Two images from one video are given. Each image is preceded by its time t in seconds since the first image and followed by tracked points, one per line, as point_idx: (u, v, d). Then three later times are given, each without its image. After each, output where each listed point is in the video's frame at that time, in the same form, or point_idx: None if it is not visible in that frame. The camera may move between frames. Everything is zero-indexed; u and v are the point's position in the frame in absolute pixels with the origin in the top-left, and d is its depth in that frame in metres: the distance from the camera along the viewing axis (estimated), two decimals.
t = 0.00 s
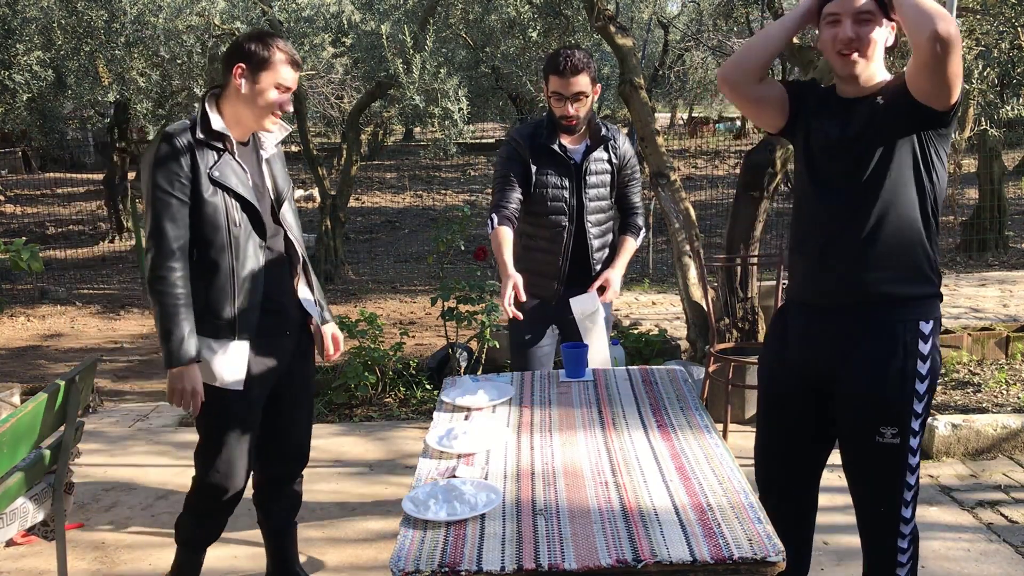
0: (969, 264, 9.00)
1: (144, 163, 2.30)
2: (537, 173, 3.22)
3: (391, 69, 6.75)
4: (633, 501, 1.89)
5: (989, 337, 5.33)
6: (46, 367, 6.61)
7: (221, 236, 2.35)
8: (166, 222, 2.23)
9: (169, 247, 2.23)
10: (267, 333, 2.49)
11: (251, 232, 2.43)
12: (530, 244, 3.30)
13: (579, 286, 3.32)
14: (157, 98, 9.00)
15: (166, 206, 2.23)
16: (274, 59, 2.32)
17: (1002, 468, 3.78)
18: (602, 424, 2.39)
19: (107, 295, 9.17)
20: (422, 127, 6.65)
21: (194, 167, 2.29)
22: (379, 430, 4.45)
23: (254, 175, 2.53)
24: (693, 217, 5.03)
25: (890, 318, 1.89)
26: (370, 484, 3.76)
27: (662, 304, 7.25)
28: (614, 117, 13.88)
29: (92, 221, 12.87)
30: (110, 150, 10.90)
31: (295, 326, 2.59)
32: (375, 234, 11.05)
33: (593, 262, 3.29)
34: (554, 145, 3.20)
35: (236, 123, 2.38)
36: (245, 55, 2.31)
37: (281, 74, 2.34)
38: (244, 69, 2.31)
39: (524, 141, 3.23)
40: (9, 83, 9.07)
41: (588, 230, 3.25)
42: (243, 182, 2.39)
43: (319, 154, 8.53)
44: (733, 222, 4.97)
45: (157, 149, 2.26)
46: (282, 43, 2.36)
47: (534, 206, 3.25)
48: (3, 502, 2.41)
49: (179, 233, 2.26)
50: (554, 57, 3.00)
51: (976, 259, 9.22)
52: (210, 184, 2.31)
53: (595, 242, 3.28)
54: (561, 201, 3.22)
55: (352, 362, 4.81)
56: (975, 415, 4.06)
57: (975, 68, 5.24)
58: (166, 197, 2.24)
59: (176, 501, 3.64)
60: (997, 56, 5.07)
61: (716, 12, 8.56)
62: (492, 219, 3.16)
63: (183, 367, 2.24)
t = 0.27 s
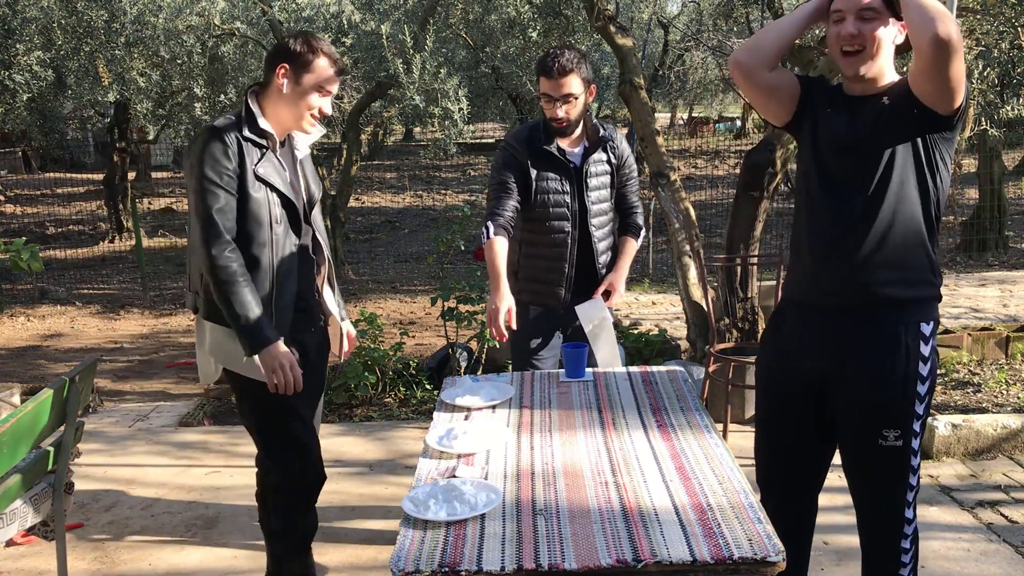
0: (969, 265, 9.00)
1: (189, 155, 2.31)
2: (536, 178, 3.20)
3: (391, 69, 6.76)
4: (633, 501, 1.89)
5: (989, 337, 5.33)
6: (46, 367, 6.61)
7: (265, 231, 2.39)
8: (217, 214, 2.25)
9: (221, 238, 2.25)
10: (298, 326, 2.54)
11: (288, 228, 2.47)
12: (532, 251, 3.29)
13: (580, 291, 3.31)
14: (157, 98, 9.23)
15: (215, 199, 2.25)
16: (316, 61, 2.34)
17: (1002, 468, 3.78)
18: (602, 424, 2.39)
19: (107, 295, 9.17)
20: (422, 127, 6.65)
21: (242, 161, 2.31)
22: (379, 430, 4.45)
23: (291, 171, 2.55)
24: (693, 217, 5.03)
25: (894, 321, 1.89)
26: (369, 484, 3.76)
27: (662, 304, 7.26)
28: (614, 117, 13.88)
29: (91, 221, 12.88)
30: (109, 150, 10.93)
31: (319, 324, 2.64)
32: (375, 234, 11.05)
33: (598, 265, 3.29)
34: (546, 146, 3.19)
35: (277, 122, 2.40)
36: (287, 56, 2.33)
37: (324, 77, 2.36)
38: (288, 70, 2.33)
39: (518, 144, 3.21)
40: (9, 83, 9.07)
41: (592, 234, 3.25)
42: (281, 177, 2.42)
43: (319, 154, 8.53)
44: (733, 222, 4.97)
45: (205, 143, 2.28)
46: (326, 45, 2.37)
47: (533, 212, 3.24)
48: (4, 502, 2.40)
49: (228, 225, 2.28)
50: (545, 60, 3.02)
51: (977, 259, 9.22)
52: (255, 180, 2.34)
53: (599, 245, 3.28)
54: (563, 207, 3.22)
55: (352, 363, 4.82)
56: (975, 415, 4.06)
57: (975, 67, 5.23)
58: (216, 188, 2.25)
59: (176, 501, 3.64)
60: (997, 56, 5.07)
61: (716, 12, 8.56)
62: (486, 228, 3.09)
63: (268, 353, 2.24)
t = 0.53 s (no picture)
0: (969, 264, 9.00)
1: (248, 159, 2.28)
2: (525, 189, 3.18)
3: (391, 69, 6.76)
4: (633, 502, 1.89)
5: (989, 337, 5.33)
6: (46, 367, 6.61)
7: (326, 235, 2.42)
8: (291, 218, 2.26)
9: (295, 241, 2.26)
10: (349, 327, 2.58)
11: (339, 231, 2.51)
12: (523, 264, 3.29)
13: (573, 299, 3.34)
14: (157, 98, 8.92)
15: (290, 203, 2.25)
16: (357, 71, 2.36)
17: (1002, 468, 3.78)
18: (602, 424, 2.39)
19: (107, 295, 9.18)
20: (423, 127, 6.65)
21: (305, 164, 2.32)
22: (379, 430, 4.45)
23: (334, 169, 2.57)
24: (693, 217, 5.03)
25: (851, 320, 1.89)
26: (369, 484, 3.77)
27: (662, 304, 7.26)
28: (614, 117, 13.89)
29: (91, 221, 12.89)
30: (109, 149, 10.95)
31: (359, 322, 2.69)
32: (375, 234, 11.05)
33: (591, 272, 3.32)
34: (532, 159, 3.14)
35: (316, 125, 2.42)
36: (330, 64, 2.34)
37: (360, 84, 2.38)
38: (327, 76, 2.35)
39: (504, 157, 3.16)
40: (9, 82, 9.05)
41: (584, 243, 3.27)
42: (333, 180, 2.46)
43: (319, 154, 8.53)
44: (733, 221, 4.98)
45: (267, 147, 2.26)
46: (367, 55, 2.40)
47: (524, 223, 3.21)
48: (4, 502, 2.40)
49: (300, 228, 2.30)
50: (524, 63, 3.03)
51: (976, 258, 9.22)
52: (315, 183, 2.37)
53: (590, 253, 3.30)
54: (554, 219, 3.22)
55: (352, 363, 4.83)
56: (975, 414, 4.06)
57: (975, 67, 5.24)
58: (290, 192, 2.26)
59: (175, 501, 3.64)
60: (997, 56, 5.07)
61: (716, 12, 8.57)
62: (479, 249, 3.04)
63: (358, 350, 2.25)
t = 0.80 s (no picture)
0: (969, 264, 9.00)
1: (311, 167, 2.28)
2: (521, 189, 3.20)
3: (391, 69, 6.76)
4: (633, 501, 1.89)
5: (989, 337, 5.33)
6: (46, 367, 6.61)
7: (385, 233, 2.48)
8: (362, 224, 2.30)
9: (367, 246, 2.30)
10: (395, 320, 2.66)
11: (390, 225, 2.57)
12: (519, 265, 3.30)
13: (571, 302, 3.33)
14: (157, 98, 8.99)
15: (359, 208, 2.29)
16: (399, 74, 2.42)
17: (1002, 468, 3.78)
18: (602, 424, 2.39)
19: (107, 295, 9.18)
20: (423, 127, 6.65)
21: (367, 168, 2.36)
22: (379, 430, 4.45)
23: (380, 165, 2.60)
24: (693, 217, 5.02)
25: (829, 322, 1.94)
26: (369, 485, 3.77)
27: (662, 304, 7.26)
28: (614, 117, 13.89)
29: (91, 221, 12.90)
30: (109, 149, 10.95)
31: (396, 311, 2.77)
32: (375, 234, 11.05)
33: (585, 276, 3.30)
34: (526, 159, 3.14)
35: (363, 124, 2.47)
36: (374, 67, 2.40)
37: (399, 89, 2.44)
38: (371, 79, 2.41)
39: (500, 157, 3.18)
40: (9, 82, 9.05)
41: (578, 244, 3.26)
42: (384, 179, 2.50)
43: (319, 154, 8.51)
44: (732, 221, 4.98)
45: (332, 154, 2.26)
46: (409, 60, 2.46)
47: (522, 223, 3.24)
48: (4, 501, 2.40)
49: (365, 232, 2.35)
50: (519, 59, 3.01)
51: (976, 258, 9.22)
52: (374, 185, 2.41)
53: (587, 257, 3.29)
54: (547, 221, 3.22)
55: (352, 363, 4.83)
56: (975, 415, 4.06)
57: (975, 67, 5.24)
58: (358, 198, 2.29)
59: (175, 501, 3.64)
60: (997, 56, 5.06)
61: (717, 12, 8.58)
62: (474, 253, 3.04)
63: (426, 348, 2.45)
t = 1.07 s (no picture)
0: (969, 265, 9.00)
1: (348, 165, 2.34)
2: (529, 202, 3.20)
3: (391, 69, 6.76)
4: (633, 501, 1.89)
5: (989, 337, 5.33)
6: (46, 367, 6.61)
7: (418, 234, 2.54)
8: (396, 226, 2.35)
9: (400, 246, 2.36)
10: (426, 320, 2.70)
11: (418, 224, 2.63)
12: (529, 273, 3.32)
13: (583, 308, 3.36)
14: (158, 98, 8.92)
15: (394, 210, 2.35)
16: (437, 84, 2.41)
17: (1002, 468, 3.78)
18: (602, 424, 2.39)
19: (107, 295, 9.18)
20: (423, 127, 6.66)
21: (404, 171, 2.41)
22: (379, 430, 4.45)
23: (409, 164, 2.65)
24: (693, 217, 5.02)
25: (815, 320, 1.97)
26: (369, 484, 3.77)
27: (662, 304, 7.26)
28: (614, 117, 13.88)
29: (91, 221, 12.92)
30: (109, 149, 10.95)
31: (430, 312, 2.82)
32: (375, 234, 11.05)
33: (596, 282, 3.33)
34: (532, 173, 3.14)
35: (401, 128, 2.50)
36: (411, 73, 2.40)
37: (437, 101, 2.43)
38: (407, 84, 2.42)
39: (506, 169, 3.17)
40: (9, 83, 9.04)
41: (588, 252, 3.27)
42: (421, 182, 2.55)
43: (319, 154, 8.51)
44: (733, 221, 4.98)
45: (370, 153, 2.33)
46: (449, 68, 2.45)
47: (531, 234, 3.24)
48: (4, 502, 2.40)
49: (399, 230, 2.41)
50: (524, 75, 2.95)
51: (976, 258, 9.22)
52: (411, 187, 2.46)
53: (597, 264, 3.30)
54: (557, 231, 3.23)
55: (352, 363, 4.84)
56: (975, 415, 4.06)
57: (975, 67, 5.22)
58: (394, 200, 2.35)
59: (175, 501, 3.64)
60: (997, 56, 5.11)
61: (717, 12, 8.59)
62: (486, 267, 3.03)
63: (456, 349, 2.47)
